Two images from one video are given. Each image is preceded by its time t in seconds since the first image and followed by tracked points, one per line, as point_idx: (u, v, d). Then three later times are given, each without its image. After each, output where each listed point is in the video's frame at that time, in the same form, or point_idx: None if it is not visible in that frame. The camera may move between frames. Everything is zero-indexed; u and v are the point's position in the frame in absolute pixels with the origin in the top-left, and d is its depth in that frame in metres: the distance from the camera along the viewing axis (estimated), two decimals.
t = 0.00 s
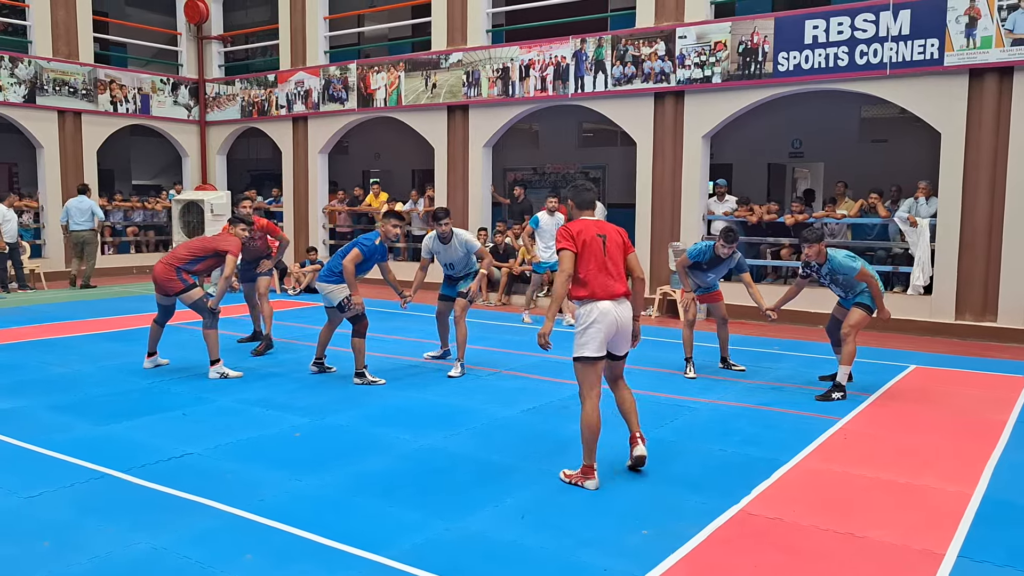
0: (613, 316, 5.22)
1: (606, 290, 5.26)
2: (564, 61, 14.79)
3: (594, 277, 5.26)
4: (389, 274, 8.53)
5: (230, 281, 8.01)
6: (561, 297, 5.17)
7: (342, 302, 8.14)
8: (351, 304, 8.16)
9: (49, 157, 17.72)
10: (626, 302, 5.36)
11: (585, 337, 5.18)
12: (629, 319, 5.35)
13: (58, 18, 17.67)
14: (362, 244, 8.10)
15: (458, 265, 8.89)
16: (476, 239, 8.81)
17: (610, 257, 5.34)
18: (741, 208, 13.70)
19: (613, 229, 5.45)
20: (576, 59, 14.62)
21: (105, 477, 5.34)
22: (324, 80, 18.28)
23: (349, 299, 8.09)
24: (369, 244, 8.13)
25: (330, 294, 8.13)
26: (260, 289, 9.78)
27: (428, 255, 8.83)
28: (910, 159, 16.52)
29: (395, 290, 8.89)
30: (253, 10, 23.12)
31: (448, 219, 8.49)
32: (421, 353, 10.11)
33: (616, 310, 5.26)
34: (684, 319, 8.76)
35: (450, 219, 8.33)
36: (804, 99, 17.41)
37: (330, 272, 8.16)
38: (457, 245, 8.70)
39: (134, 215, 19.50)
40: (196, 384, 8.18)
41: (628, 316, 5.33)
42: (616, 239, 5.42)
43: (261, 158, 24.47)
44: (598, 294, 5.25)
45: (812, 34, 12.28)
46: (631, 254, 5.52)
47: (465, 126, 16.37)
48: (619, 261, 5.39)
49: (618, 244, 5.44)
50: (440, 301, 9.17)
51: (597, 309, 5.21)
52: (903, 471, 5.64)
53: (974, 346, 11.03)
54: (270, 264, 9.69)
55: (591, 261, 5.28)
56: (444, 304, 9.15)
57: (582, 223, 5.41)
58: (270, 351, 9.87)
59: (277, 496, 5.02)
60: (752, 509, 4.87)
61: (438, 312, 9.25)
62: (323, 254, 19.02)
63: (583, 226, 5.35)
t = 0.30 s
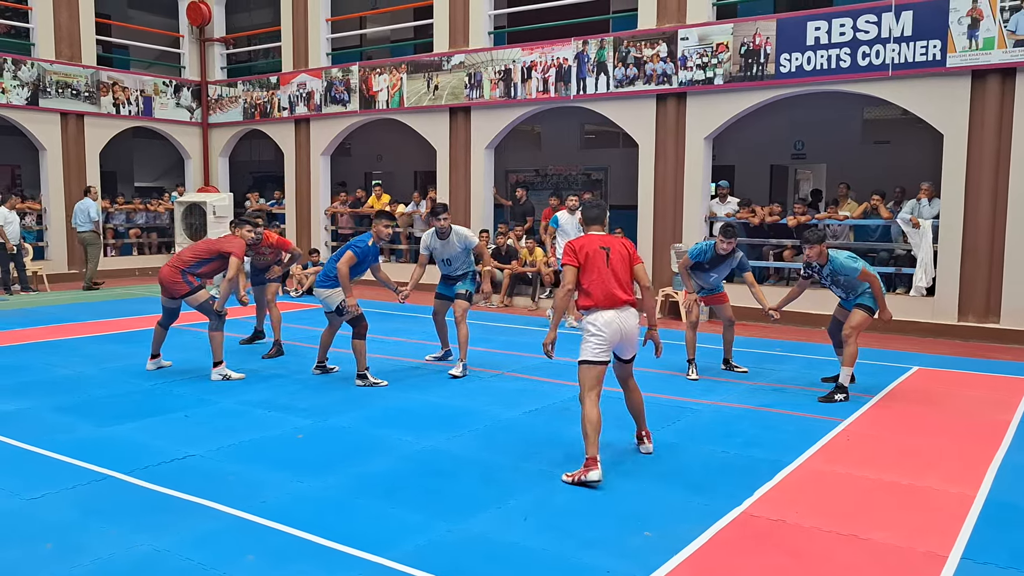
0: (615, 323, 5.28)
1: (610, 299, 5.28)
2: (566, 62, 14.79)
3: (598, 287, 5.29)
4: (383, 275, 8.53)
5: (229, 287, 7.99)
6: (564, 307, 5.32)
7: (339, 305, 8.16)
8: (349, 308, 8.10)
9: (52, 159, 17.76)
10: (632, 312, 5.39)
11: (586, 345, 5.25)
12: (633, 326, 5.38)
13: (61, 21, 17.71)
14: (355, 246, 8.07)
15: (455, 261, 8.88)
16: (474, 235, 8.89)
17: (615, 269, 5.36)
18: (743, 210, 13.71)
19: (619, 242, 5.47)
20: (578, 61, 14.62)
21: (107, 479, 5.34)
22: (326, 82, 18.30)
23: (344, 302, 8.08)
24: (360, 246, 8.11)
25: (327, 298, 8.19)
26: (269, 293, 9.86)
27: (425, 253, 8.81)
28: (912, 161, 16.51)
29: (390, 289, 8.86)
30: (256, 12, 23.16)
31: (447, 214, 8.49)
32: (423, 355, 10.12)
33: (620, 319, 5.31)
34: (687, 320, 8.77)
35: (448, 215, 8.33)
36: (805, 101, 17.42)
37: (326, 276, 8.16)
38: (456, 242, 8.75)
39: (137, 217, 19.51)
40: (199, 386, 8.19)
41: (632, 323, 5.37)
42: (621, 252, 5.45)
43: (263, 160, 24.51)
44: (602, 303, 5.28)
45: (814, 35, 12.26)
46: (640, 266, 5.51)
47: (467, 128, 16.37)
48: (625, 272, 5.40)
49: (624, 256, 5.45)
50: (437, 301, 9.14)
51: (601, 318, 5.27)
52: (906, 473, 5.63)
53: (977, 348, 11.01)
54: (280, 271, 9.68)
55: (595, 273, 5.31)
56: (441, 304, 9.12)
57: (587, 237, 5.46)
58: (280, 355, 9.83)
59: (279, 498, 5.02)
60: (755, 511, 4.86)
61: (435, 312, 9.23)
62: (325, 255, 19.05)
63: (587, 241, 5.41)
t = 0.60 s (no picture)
0: (613, 302, 5.72)
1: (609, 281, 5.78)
2: (568, 64, 14.80)
3: (596, 269, 5.81)
4: (374, 273, 8.51)
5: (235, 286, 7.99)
6: (568, 291, 5.73)
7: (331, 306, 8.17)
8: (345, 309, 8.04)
9: (55, 161, 17.80)
10: (631, 291, 5.84)
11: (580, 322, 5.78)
12: (632, 305, 5.81)
13: (64, 23, 17.75)
14: (349, 244, 8.09)
15: (457, 266, 8.88)
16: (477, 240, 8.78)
17: (615, 253, 5.85)
18: (746, 211, 13.69)
19: (618, 229, 5.98)
20: (581, 62, 14.63)
21: (110, 480, 5.35)
22: (328, 83, 18.33)
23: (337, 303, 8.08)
24: (354, 243, 8.12)
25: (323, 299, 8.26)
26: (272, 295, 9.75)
27: (425, 255, 8.80)
28: (914, 162, 16.49)
29: (380, 287, 8.82)
30: (259, 14, 23.21)
31: (449, 219, 8.45)
32: (425, 356, 10.12)
33: (619, 298, 5.77)
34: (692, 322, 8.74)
35: (451, 221, 8.32)
36: (808, 103, 17.42)
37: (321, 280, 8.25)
38: (457, 247, 8.68)
39: (139, 219, 19.58)
40: (201, 387, 8.20)
41: (630, 302, 5.80)
42: (621, 238, 5.95)
43: (266, 162, 24.54)
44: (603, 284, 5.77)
45: (817, 36, 12.25)
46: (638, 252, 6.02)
47: (469, 129, 16.38)
48: (624, 256, 5.90)
49: (623, 243, 5.95)
50: (441, 301, 9.24)
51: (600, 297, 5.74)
52: (908, 474, 5.62)
53: (980, 349, 10.99)
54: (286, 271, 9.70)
55: (595, 257, 5.82)
56: (446, 305, 9.20)
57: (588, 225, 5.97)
58: (283, 356, 9.82)
59: (282, 499, 5.02)
60: (757, 512, 4.86)
61: (439, 313, 9.30)
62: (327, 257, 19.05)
63: (588, 228, 5.91)
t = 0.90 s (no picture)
0: (621, 332, 6.17)
1: (616, 311, 6.20)
2: (571, 65, 14.81)
3: (603, 302, 6.22)
4: (380, 277, 8.52)
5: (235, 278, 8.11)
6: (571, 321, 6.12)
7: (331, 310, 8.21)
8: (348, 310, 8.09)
9: (59, 163, 17.83)
10: (638, 319, 6.28)
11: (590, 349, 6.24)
12: (640, 331, 6.26)
13: (68, 25, 17.79)
14: (350, 249, 8.10)
15: (459, 270, 8.90)
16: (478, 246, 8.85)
17: (618, 287, 6.25)
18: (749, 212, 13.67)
19: (618, 263, 6.35)
20: (583, 63, 14.64)
21: (114, 482, 5.35)
22: (331, 85, 18.36)
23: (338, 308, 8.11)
24: (357, 248, 8.13)
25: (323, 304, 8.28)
26: (276, 295, 9.80)
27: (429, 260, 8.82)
28: (918, 162, 16.46)
29: (391, 292, 8.82)
30: (262, 16, 23.25)
31: (452, 224, 8.58)
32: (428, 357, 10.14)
33: (628, 326, 6.20)
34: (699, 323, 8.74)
35: (451, 224, 8.45)
36: (810, 103, 17.42)
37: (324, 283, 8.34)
38: (459, 252, 8.73)
39: (143, 221, 19.62)
40: (204, 389, 8.21)
41: (639, 330, 6.23)
42: (622, 270, 6.33)
43: (269, 163, 24.57)
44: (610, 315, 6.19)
45: (820, 37, 12.24)
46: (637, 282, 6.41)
47: (472, 131, 16.40)
48: (626, 288, 6.30)
49: (624, 274, 6.34)
50: (440, 305, 9.17)
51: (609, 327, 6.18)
52: (913, 475, 5.62)
53: (983, 350, 10.98)
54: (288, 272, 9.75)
55: (600, 291, 6.22)
56: (444, 309, 9.15)
57: (589, 260, 6.33)
58: (287, 357, 9.84)
59: (285, 500, 5.03)
60: (760, 513, 4.86)
61: (436, 316, 9.24)
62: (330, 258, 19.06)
63: (591, 265, 6.26)
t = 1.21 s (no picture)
0: (644, 300, 6.35)
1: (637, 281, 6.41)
2: (573, 65, 14.82)
3: (625, 271, 6.45)
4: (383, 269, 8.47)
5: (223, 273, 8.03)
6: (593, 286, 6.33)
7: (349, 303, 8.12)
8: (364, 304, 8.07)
9: (62, 164, 17.87)
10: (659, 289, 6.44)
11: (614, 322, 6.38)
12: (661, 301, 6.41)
13: (71, 27, 17.83)
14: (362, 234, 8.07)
15: (463, 265, 8.88)
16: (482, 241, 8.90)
17: (639, 257, 6.46)
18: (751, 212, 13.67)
19: (641, 236, 6.57)
20: (586, 64, 14.64)
21: (117, 483, 5.36)
22: (333, 86, 18.38)
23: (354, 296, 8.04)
24: (370, 234, 8.09)
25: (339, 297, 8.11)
26: (279, 296, 9.79)
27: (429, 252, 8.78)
28: (921, 162, 16.44)
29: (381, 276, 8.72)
30: (264, 17, 23.30)
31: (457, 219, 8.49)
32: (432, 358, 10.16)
33: (649, 295, 6.38)
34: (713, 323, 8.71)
35: (459, 220, 8.32)
36: (812, 104, 17.40)
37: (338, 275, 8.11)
38: (464, 247, 8.76)
39: (146, 221, 19.67)
40: (208, 390, 8.22)
41: (660, 299, 6.39)
42: (643, 244, 6.53)
43: (271, 164, 24.61)
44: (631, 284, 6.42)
45: (822, 37, 12.23)
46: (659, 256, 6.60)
47: (474, 131, 16.41)
48: (647, 259, 6.51)
49: (647, 248, 6.53)
50: (449, 305, 9.17)
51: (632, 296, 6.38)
52: (916, 475, 5.61)
53: (987, 350, 10.96)
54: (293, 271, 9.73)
55: (622, 260, 6.47)
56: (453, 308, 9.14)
57: (613, 233, 6.62)
58: (289, 357, 9.83)
59: (288, 501, 5.03)
60: (763, 513, 4.86)
61: (447, 316, 9.26)
62: (333, 259, 19.08)
63: (613, 237, 6.55)
